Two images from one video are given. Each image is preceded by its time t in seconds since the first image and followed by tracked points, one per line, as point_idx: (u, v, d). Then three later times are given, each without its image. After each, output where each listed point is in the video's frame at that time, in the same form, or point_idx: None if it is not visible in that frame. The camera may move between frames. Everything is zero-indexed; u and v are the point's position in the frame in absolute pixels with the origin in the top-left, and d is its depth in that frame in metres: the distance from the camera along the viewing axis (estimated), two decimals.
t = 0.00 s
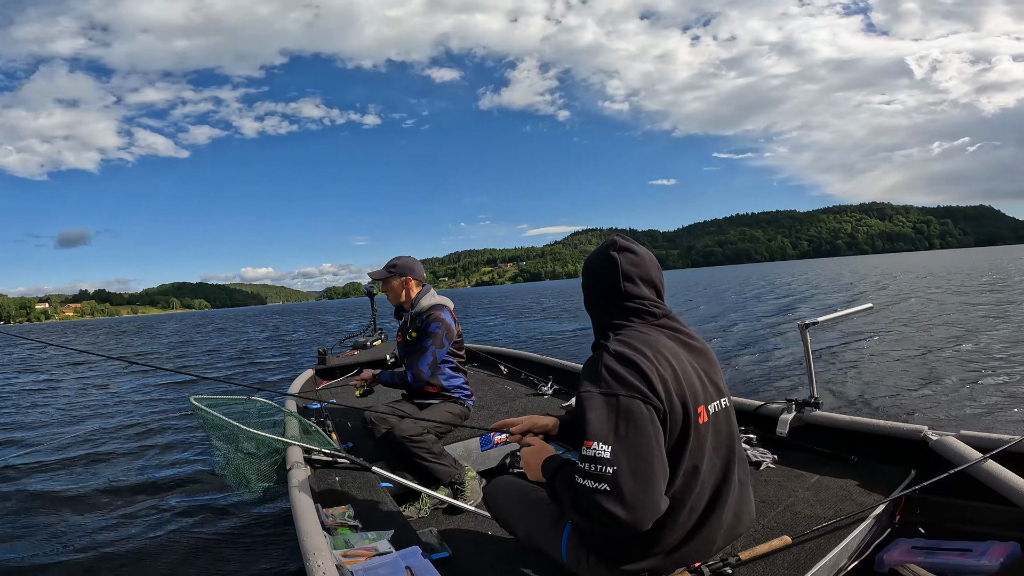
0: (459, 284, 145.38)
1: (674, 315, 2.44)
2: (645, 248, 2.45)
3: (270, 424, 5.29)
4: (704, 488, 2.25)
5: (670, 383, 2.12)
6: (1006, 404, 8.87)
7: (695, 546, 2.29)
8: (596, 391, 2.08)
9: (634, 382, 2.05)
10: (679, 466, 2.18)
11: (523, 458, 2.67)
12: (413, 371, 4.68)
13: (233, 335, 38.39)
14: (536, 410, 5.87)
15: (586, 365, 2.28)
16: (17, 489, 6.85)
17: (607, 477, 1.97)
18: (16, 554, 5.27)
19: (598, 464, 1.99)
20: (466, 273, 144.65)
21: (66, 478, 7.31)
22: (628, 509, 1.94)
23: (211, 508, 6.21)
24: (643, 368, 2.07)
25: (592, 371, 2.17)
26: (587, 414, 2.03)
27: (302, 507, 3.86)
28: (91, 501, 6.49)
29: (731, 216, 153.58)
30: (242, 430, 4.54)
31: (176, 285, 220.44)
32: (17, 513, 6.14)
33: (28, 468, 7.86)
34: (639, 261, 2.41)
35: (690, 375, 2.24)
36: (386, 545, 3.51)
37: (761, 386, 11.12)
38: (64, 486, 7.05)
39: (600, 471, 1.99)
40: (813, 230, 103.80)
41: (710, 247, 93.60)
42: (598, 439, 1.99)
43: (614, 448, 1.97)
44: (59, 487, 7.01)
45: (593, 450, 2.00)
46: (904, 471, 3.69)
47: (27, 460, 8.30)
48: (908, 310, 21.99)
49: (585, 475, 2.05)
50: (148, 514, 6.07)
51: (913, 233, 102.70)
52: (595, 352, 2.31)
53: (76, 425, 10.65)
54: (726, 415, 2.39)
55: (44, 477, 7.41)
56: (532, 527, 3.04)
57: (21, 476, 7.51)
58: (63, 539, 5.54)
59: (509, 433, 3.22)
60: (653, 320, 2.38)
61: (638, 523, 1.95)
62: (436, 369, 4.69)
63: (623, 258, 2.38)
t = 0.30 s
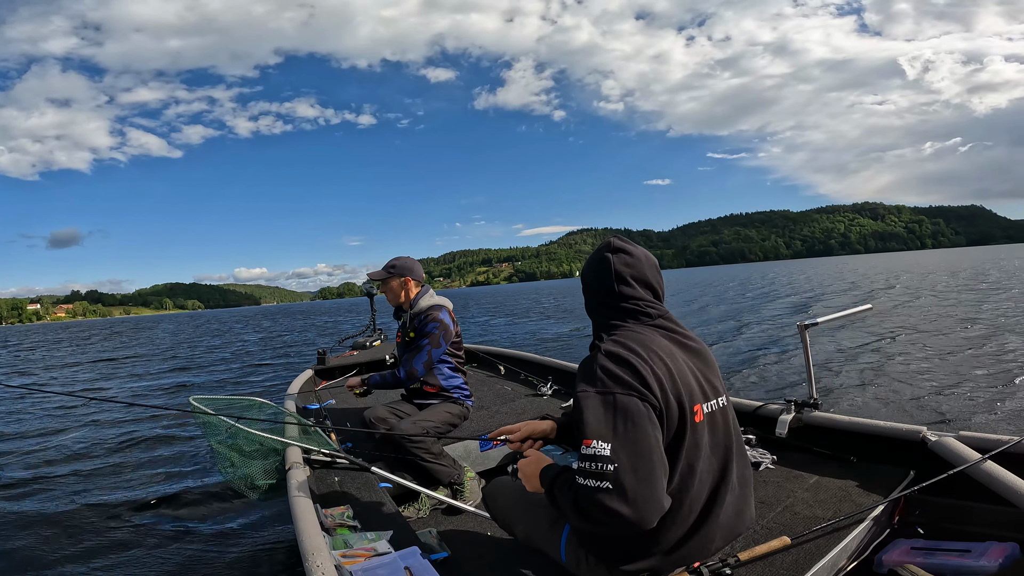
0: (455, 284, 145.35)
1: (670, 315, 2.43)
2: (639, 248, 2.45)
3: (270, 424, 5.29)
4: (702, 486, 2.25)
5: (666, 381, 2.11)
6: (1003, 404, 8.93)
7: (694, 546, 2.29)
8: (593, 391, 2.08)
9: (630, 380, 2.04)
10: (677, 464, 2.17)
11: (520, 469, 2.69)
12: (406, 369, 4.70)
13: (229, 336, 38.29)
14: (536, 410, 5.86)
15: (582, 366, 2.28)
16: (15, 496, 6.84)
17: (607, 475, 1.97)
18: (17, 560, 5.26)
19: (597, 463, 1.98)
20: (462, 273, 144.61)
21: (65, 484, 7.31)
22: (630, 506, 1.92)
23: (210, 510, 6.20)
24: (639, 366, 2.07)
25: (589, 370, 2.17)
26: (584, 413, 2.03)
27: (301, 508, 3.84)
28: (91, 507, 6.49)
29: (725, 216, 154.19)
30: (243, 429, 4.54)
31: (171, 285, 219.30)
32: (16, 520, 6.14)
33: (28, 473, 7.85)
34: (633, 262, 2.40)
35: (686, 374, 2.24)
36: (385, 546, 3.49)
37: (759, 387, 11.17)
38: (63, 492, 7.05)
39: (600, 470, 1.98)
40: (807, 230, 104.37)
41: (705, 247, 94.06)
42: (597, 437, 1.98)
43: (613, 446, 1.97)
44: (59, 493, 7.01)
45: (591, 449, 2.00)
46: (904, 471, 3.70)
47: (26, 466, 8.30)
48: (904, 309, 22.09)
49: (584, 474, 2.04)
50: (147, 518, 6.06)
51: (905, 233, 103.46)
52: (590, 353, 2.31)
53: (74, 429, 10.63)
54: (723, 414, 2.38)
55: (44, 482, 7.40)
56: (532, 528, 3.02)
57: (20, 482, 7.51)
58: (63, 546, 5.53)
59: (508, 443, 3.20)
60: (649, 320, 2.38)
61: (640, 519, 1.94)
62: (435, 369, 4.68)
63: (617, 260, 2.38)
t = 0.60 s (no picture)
0: (452, 285, 145.38)
1: (672, 314, 2.43)
2: (641, 248, 2.45)
3: (269, 424, 5.30)
4: (704, 484, 2.25)
5: (669, 377, 2.11)
6: (999, 406, 8.98)
7: (696, 544, 2.28)
8: (597, 387, 2.08)
9: (634, 375, 2.04)
10: (680, 461, 2.17)
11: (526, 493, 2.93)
12: (416, 372, 4.64)
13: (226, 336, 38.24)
14: (535, 410, 5.86)
15: (585, 364, 2.27)
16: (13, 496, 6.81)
17: (613, 470, 1.95)
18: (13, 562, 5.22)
19: (602, 458, 1.97)
20: (458, 273, 144.67)
21: (62, 485, 7.27)
22: (636, 500, 1.91)
23: (209, 509, 6.19)
24: (642, 362, 2.07)
25: (592, 367, 2.16)
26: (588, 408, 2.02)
27: (301, 508, 3.82)
28: (89, 507, 6.46)
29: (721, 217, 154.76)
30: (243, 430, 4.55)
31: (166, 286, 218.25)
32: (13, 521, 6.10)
33: (24, 475, 7.80)
34: (636, 262, 2.41)
35: (688, 371, 2.24)
36: (385, 546, 3.48)
37: (757, 388, 11.21)
38: (61, 493, 7.02)
39: (606, 464, 1.96)
40: (801, 231, 104.92)
41: (700, 248, 94.43)
42: (602, 432, 1.97)
43: (618, 440, 1.96)
44: (56, 494, 6.97)
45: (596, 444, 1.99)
46: (903, 471, 3.72)
47: (23, 466, 8.27)
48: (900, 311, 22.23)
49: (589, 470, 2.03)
50: (145, 519, 6.03)
51: (899, 235, 104.10)
52: (593, 351, 2.31)
53: (70, 430, 10.58)
54: (724, 413, 2.39)
55: (40, 483, 7.36)
56: (532, 528, 3.02)
57: (16, 483, 7.46)
58: (60, 547, 5.50)
59: (502, 446, 3.12)
60: (652, 320, 2.38)
61: (647, 514, 1.93)
62: (436, 369, 4.67)
63: (620, 259, 2.38)
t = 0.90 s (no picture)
0: (449, 286, 145.20)
1: (668, 314, 2.43)
2: (637, 246, 2.44)
3: (270, 424, 5.30)
4: (701, 484, 2.25)
5: (664, 379, 2.10)
6: (995, 408, 9.03)
7: (694, 544, 2.28)
8: (591, 389, 2.08)
9: (628, 378, 2.04)
10: (676, 462, 2.16)
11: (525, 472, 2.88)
12: (413, 371, 4.60)
13: (223, 336, 38.21)
14: (535, 410, 5.85)
15: (579, 366, 2.27)
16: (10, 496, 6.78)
17: (607, 474, 1.95)
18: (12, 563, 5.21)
19: (597, 461, 1.97)
20: (455, 274, 144.67)
21: (60, 485, 7.25)
22: (631, 504, 1.91)
23: (209, 510, 6.19)
24: (636, 365, 2.07)
25: (587, 369, 2.16)
26: (582, 412, 2.03)
27: (300, 508, 3.81)
28: (88, 507, 6.45)
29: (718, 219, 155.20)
30: (244, 431, 4.54)
31: (162, 286, 217.55)
32: (12, 522, 6.08)
33: (22, 475, 7.78)
34: (632, 261, 2.40)
35: (683, 372, 2.23)
36: (385, 545, 3.47)
37: (755, 389, 11.25)
38: (60, 494, 7.00)
39: (600, 468, 1.97)
40: (797, 233, 105.24)
41: (697, 250, 94.70)
42: (596, 436, 1.98)
43: (612, 444, 1.96)
44: (54, 494, 6.95)
45: (591, 448, 1.99)
46: (903, 471, 3.73)
47: (21, 466, 8.24)
48: (895, 313, 22.36)
49: (584, 474, 2.03)
50: (144, 519, 6.01)
51: (894, 237, 104.58)
52: (589, 352, 2.30)
53: (68, 430, 10.55)
54: (720, 412, 2.38)
55: (38, 483, 7.34)
56: (532, 528, 3.00)
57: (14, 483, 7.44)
58: (59, 547, 5.49)
59: (497, 454, 3.03)
60: (647, 320, 2.37)
61: (641, 517, 1.93)
62: (436, 369, 4.65)
63: (615, 258, 2.37)
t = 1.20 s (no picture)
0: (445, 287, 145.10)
1: (666, 315, 2.42)
2: (635, 246, 2.43)
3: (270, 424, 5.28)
4: (700, 485, 2.23)
5: (661, 379, 2.09)
6: (992, 408, 9.08)
7: (693, 545, 2.28)
8: (586, 389, 2.08)
9: (623, 378, 2.03)
10: (673, 463, 2.15)
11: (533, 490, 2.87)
12: (408, 371, 4.66)
13: (219, 337, 38.19)
14: (535, 410, 5.85)
15: (576, 366, 2.28)
16: (7, 496, 6.75)
17: (601, 474, 1.96)
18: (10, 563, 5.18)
19: (591, 461, 1.98)
20: (452, 274, 144.53)
21: (59, 487, 7.22)
22: (625, 504, 1.91)
23: (209, 510, 6.17)
24: (632, 365, 2.06)
25: (582, 370, 2.16)
26: (577, 412, 2.03)
27: (300, 508, 3.80)
28: (87, 508, 6.42)
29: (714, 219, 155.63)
30: (244, 430, 4.52)
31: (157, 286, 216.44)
32: (9, 523, 6.05)
33: (20, 475, 7.76)
34: (629, 262, 2.39)
35: (681, 372, 2.22)
36: (385, 545, 3.46)
37: (753, 389, 11.28)
38: (58, 494, 6.98)
39: (593, 468, 1.97)
40: (793, 234, 105.59)
41: (693, 250, 94.97)
42: (589, 436, 1.98)
43: (606, 445, 1.96)
44: (53, 495, 6.93)
45: (585, 447, 1.99)
46: (903, 471, 3.73)
47: (18, 468, 8.20)
48: (891, 313, 22.46)
49: (579, 474, 2.03)
50: (142, 520, 5.99)
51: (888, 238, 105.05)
52: (585, 352, 2.30)
53: (66, 431, 10.52)
54: (719, 412, 2.37)
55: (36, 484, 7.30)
56: (531, 530, 2.99)
57: (12, 484, 7.42)
58: (56, 548, 5.45)
59: (496, 450, 3.03)
60: (644, 321, 2.36)
61: (635, 517, 1.93)
62: (436, 369, 4.65)
63: (612, 259, 2.37)
